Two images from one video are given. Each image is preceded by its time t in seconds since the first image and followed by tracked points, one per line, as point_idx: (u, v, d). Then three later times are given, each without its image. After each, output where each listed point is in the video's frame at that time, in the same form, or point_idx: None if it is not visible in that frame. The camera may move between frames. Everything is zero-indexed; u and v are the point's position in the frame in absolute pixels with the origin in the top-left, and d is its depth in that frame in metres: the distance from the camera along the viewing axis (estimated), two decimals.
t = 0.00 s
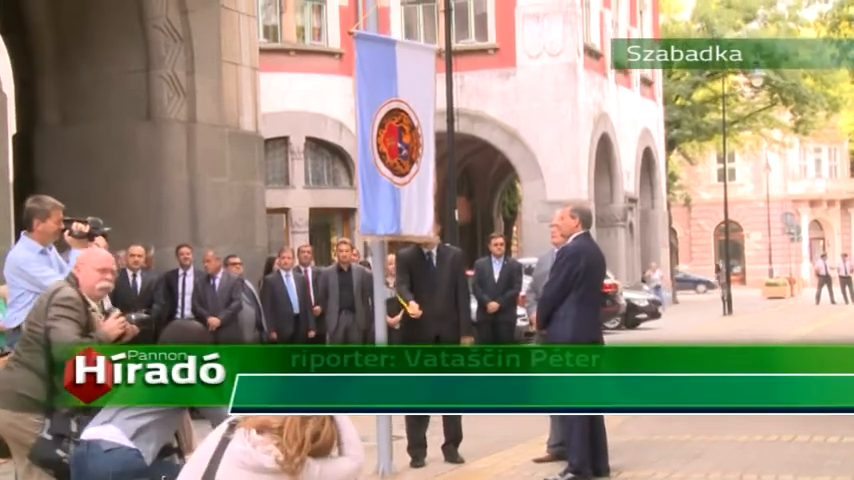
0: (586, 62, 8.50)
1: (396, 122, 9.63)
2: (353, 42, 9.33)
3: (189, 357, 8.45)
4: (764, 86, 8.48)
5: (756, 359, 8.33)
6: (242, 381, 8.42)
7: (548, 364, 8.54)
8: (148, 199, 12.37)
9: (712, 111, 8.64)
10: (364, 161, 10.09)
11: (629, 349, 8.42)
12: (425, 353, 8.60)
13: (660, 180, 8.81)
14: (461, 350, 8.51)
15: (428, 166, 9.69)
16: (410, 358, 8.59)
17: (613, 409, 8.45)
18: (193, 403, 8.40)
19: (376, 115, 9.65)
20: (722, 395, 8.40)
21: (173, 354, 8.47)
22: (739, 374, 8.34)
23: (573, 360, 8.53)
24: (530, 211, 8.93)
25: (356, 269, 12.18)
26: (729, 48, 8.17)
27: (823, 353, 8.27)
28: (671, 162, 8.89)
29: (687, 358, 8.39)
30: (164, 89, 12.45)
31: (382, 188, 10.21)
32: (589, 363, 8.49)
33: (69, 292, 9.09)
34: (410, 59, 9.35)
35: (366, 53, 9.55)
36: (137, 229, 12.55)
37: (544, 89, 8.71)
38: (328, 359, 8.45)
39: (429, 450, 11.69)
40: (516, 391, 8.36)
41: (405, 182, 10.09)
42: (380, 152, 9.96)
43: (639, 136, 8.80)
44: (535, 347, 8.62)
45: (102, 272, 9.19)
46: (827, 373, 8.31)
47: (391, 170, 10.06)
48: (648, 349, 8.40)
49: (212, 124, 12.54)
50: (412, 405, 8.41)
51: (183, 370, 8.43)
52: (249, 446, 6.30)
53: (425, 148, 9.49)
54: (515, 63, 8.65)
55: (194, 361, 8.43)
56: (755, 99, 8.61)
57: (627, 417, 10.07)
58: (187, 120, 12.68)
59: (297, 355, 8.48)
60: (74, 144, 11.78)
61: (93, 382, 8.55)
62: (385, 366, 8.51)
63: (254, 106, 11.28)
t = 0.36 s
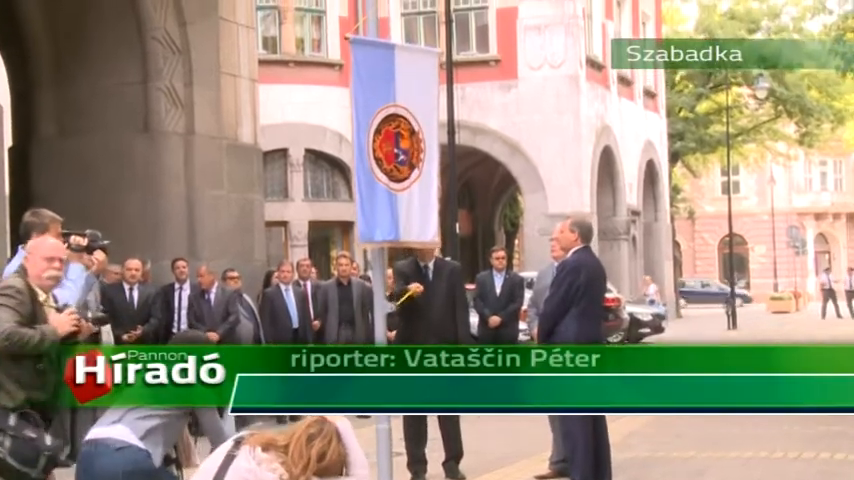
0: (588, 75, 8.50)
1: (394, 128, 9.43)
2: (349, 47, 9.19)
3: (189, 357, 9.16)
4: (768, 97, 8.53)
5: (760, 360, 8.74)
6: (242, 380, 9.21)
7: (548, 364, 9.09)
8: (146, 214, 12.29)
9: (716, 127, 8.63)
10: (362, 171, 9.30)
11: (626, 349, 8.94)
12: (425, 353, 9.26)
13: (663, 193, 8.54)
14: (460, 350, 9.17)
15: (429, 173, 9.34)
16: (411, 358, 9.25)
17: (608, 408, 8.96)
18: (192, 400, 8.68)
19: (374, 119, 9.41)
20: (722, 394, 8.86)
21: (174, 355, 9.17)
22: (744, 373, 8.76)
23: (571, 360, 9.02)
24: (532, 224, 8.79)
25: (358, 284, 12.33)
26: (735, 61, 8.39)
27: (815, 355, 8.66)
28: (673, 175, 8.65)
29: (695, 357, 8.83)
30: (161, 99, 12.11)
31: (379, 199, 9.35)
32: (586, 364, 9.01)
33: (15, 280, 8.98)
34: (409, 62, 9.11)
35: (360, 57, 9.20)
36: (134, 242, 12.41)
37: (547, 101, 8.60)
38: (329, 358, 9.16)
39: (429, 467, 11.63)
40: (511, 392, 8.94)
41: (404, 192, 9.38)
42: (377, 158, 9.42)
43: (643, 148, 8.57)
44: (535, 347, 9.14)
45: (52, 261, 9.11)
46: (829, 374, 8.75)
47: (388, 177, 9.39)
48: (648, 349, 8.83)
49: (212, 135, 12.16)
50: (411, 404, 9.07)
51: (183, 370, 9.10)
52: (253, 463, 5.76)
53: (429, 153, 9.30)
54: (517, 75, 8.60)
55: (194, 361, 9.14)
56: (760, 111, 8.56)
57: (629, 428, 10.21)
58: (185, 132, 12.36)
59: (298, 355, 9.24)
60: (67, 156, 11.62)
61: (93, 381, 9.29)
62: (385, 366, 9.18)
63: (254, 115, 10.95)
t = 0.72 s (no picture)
0: (592, 87, 8.27)
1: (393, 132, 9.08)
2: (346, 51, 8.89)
3: (189, 357, 8.65)
4: (775, 110, 8.19)
5: (760, 361, 8.33)
6: (243, 380, 8.58)
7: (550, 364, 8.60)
8: (141, 226, 12.45)
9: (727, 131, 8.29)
10: (357, 171, 8.97)
11: (626, 350, 8.48)
12: (425, 354, 8.71)
13: (667, 206, 8.32)
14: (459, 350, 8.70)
15: (432, 179, 8.97)
16: (411, 358, 8.69)
17: (610, 407, 8.54)
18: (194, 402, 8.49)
19: (372, 117, 9.01)
20: (720, 393, 8.46)
21: (174, 355, 8.65)
22: (743, 374, 8.35)
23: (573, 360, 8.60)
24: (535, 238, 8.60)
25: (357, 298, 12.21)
26: (738, 72, 8.09)
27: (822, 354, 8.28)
28: (678, 187, 8.47)
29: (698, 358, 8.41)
30: (161, 111, 12.26)
31: (375, 200, 9.05)
32: (587, 364, 8.58)
33: None
34: (407, 66, 8.96)
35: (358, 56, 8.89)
36: (132, 257, 12.63)
37: (549, 113, 8.39)
38: (329, 358, 8.64)
39: None
40: (504, 391, 8.49)
41: (402, 196, 9.08)
42: (373, 162, 9.01)
43: (646, 162, 8.42)
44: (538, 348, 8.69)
45: (22, 282, 8.85)
46: (826, 374, 8.34)
47: (386, 181, 9.07)
48: (648, 350, 8.41)
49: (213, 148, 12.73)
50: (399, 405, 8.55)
51: (183, 370, 8.59)
52: None
53: (429, 157, 8.98)
54: (519, 87, 8.39)
55: (194, 360, 8.61)
56: (765, 123, 8.28)
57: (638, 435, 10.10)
58: (183, 142, 12.60)
59: (298, 355, 8.69)
60: (63, 169, 11.22)
61: (93, 381, 8.68)
62: (384, 366, 8.63)
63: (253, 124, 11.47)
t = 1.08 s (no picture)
0: (597, 101, 7.21)
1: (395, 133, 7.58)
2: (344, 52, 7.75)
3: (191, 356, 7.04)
4: (780, 120, 6.89)
5: (759, 360, 6.89)
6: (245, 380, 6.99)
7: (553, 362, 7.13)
8: (138, 237, 12.28)
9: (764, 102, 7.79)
10: (353, 174, 7.47)
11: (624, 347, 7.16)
12: (426, 353, 7.20)
13: (669, 216, 7.06)
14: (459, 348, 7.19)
15: (437, 183, 7.72)
16: (410, 358, 7.16)
17: (609, 410, 7.09)
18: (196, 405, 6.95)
19: (371, 117, 7.56)
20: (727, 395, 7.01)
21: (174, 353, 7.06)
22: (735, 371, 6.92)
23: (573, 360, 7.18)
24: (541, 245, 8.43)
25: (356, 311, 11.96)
26: (741, 80, 6.83)
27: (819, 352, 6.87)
28: (681, 198, 7.02)
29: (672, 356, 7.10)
30: (158, 123, 12.26)
31: (372, 207, 7.63)
32: (587, 364, 7.16)
33: None
34: (411, 66, 7.85)
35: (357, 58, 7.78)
36: (129, 270, 12.48)
37: (552, 121, 8.14)
38: (328, 358, 7.11)
39: None
40: (518, 390, 7.05)
41: (405, 200, 7.65)
42: (372, 165, 7.49)
43: (648, 173, 7.37)
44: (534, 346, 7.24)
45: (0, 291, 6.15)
46: (827, 373, 6.93)
47: (385, 184, 7.57)
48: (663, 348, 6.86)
49: (211, 160, 12.77)
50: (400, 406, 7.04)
51: (183, 371, 7.01)
52: None
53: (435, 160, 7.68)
54: (521, 98, 8.86)
55: (194, 359, 7.02)
56: (769, 133, 6.91)
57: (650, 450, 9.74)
58: (182, 155, 12.49)
59: (298, 355, 7.12)
60: (61, 180, 12.13)
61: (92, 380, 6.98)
62: (384, 367, 7.10)
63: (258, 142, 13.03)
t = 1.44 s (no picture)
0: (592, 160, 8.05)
1: (396, 132, 7.53)
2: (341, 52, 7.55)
3: (190, 357, 7.04)
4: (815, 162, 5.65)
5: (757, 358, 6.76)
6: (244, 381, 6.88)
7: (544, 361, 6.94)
8: (133, 249, 11.29)
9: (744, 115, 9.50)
10: (354, 176, 7.43)
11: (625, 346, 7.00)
12: (426, 352, 6.99)
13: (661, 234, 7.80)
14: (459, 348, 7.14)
15: (442, 179, 7.62)
16: (411, 358, 6.91)
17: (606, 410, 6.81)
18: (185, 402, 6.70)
19: (371, 117, 7.48)
20: (721, 395, 6.73)
21: (173, 354, 6.93)
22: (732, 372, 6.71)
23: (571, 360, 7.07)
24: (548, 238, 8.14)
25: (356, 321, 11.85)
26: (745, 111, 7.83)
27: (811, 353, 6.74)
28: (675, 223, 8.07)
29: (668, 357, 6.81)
30: (153, 131, 11.32)
31: (375, 209, 7.53)
32: (587, 365, 7.03)
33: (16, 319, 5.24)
34: (414, 64, 7.64)
35: (355, 58, 7.55)
36: (123, 282, 11.31)
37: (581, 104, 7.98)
38: (328, 358, 6.99)
39: None
40: (510, 388, 6.80)
41: (407, 200, 7.55)
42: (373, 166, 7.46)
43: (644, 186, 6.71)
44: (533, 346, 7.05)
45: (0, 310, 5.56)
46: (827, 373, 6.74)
47: (388, 184, 7.48)
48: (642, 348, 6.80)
49: (207, 168, 11.70)
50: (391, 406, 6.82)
51: (182, 370, 6.91)
52: None
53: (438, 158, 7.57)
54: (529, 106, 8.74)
55: (195, 359, 7.00)
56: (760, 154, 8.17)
57: (665, 471, 9.49)
58: (178, 164, 11.45)
59: (298, 355, 7.00)
60: (56, 190, 11.42)
61: (93, 383, 6.04)
62: (384, 367, 6.90)
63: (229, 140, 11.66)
